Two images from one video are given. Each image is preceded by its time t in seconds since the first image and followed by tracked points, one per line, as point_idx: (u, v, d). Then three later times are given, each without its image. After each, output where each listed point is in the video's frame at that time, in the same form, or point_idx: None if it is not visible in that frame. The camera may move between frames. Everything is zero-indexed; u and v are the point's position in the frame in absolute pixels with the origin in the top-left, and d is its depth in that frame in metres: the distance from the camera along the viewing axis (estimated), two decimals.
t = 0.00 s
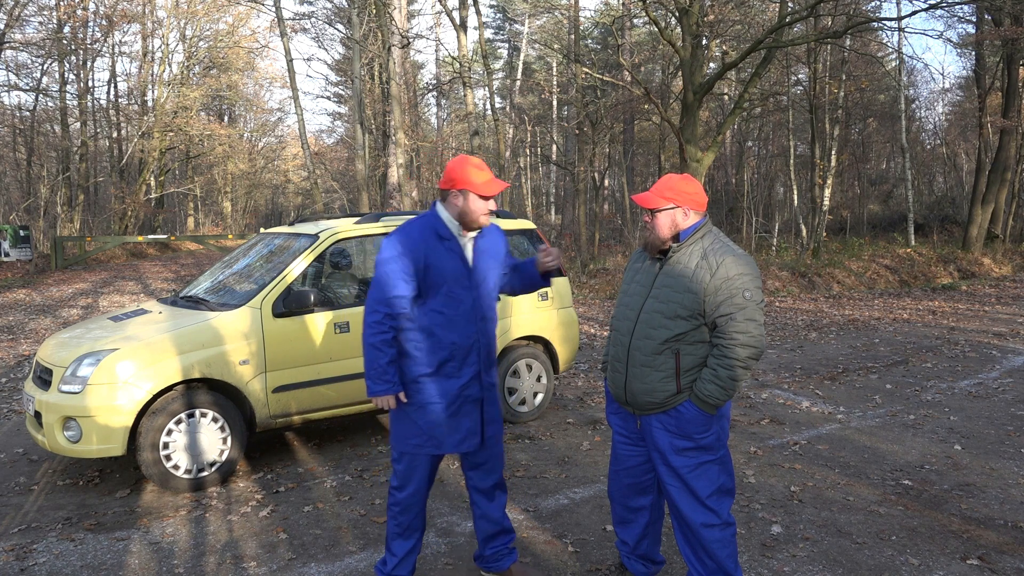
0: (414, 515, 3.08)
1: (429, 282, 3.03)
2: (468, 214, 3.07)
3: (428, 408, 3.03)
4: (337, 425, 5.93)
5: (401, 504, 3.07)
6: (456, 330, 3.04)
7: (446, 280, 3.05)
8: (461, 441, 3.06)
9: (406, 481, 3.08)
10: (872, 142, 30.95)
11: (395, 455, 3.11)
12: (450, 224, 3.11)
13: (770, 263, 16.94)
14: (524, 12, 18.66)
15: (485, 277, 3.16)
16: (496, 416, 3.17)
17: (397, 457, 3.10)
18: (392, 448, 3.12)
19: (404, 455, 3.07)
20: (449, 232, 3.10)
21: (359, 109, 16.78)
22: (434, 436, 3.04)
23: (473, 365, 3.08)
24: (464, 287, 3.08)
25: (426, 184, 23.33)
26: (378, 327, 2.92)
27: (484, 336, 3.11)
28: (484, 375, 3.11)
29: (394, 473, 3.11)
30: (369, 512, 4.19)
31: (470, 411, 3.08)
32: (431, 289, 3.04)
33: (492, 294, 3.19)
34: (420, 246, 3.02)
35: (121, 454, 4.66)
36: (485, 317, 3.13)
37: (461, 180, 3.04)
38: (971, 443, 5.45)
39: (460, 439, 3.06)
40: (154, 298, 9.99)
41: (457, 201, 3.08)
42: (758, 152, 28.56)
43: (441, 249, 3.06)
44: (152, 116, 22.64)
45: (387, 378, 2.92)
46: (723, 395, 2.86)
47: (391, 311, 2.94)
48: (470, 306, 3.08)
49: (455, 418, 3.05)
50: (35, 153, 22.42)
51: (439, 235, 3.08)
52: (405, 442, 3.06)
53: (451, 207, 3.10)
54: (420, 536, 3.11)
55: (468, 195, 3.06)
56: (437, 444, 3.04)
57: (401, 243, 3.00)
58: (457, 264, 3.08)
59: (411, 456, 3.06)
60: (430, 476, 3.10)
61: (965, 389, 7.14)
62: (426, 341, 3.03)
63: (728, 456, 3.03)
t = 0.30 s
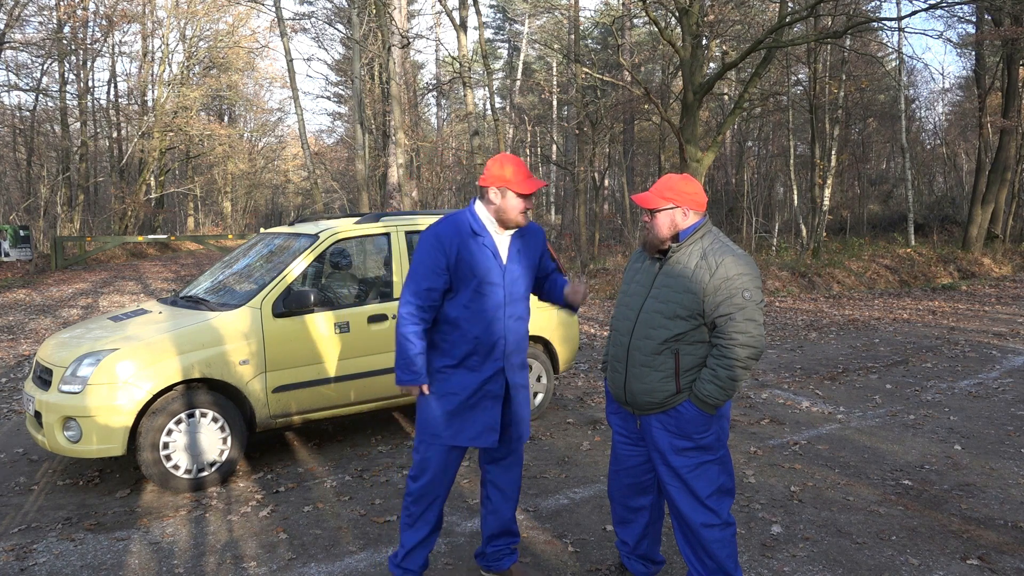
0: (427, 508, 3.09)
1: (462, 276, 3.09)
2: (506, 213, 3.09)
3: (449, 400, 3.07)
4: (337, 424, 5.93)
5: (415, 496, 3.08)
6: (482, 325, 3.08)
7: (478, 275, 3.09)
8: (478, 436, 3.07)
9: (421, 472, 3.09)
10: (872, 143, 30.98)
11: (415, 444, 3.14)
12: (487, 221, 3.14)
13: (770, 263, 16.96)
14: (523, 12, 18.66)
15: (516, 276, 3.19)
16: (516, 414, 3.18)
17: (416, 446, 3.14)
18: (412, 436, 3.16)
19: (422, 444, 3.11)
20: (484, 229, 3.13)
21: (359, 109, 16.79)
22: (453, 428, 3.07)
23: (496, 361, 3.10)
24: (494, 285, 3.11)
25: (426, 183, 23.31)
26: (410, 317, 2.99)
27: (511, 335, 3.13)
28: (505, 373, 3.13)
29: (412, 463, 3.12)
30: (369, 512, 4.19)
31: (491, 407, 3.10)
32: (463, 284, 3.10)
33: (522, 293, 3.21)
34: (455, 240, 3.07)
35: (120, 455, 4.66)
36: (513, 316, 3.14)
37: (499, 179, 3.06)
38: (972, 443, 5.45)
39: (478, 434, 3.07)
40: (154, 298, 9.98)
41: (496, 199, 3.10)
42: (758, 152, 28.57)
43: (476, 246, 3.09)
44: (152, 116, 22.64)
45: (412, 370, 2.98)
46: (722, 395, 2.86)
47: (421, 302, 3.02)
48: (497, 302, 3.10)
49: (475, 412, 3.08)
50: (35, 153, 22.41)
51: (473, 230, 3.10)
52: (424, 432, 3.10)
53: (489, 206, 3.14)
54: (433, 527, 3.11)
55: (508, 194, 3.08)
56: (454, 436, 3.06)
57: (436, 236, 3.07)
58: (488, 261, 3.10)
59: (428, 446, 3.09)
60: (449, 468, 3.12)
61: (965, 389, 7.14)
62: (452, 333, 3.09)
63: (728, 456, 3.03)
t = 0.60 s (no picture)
0: (452, 506, 3.12)
1: (468, 277, 3.10)
2: (515, 213, 3.09)
3: (455, 400, 3.08)
4: (337, 424, 5.93)
5: (440, 494, 3.13)
6: (486, 324, 3.08)
7: (484, 276, 3.09)
8: (487, 436, 3.08)
9: (439, 471, 3.13)
10: (872, 142, 30.99)
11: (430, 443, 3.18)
12: (497, 221, 3.15)
13: (770, 263, 16.96)
14: (523, 12, 18.64)
15: (523, 276, 3.17)
16: (524, 414, 3.17)
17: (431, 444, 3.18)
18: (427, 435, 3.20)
19: (436, 442, 3.14)
20: (492, 229, 3.13)
21: (359, 109, 16.78)
22: (460, 427, 3.08)
23: (501, 361, 3.09)
24: (498, 285, 3.10)
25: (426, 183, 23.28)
26: (417, 315, 3.05)
27: (514, 337, 3.12)
28: (510, 373, 3.11)
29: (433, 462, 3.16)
30: (369, 512, 4.19)
31: (496, 409, 3.09)
32: (470, 284, 3.11)
33: (528, 294, 3.19)
34: (461, 239, 3.09)
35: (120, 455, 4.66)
36: (517, 319, 3.13)
37: (507, 180, 3.06)
38: (971, 443, 5.45)
39: (488, 434, 3.08)
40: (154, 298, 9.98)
41: (506, 199, 3.10)
42: (758, 152, 28.57)
43: (482, 245, 3.10)
44: (152, 116, 22.63)
45: (418, 366, 3.06)
46: (723, 395, 2.86)
47: (428, 301, 3.05)
48: (501, 302, 3.10)
49: (479, 413, 3.08)
50: (35, 153, 22.40)
51: (480, 230, 3.11)
52: (435, 429, 3.14)
53: (500, 206, 3.14)
54: (463, 524, 3.15)
55: (518, 194, 3.07)
56: (463, 435, 3.08)
57: (443, 236, 3.09)
58: (493, 260, 3.10)
59: (442, 445, 3.12)
60: (464, 467, 3.15)
61: (965, 389, 7.14)
62: (456, 332, 3.10)
63: (728, 456, 3.03)
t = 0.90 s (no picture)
0: (449, 507, 3.12)
1: (460, 276, 3.10)
2: (504, 212, 3.09)
3: (451, 402, 3.08)
4: (338, 425, 5.93)
5: (438, 495, 3.13)
6: (480, 324, 3.08)
7: (476, 275, 3.09)
8: (484, 436, 3.09)
9: (437, 472, 3.14)
10: (872, 142, 30.99)
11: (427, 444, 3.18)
12: (486, 221, 3.15)
13: (770, 263, 16.96)
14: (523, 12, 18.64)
15: (514, 275, 3.17)
16: (520, 413, 3.17)
17: (427, 446, 3.18)
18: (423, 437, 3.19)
19: (433, 444, 3.14)
20: (482, 229, 3.13)
21: (359, 109, 16.79)
22: (458, 428, 3.08)
23: (495, 361, 3.10)
24: (491, 284, 3.10)
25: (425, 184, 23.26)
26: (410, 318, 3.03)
27: (508, 335, 3.12)
28: (505, 373, 3.12)
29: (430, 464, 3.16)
30: (369, 512, 4.19)
31: (493, 408, 3.09)
32: (461, 284, 3.11)
33: (520, 293, 3.19)
34: (451, 240, 3.08)
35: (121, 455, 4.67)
36: (510, 317, 3.14)
37: (497, 179, 3.06)
38: (971, 443, 5.44)
39: (484, 435, 3.08)
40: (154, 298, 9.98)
41: (494, 198, 3.10)
42: (758, 152, 28.56)
43: (473, 246, 3.10)
44: (152, 116, 22.63)
45: (413, 369, 3.04)
46: (722, 395, 2.86)
47: (422, 302, 3.05)
48: (495, 302, 3.10)
49: (476, 414, 3.08)
50: (35, 153, 22.40)
51: (471, 230, 3.11)
52: (432, 431, 3.13)
53: (489, 206, 3.14)
54: (461, 524, 3.15)
55: (506, 192, 3.07)
56: (461, 436, 3.08)
57: (434, 237, 3.08)
58: (485, 260, 3.11)
59: (439, 446, 3.12)
60: (462, 468, 3.15)
61: (965, 389, 7.14)
62: (451, 333, 3.09)
63: (728, 456, 3.03)
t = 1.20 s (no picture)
0: (447, 507, 3.12)
1: (450, 277, 3.09)
2: (491, 210, 3.09)
3: (449, 404, 3.07)
4: (337, 425, 5.92)
5: (436, 496, 3.12)
6: (474, 323, 3.08)
7: (466, 274, 3.09)
8: (483, 436, 3.08)
9: (435, 473, 3.12)
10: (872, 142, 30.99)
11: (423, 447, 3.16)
12: (473, 221, 3.15)
13: (770, 263, 16.97)
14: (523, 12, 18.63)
15: (505, 273, 3.17)
16: (518, 412, 3.17)
17: (425, 447, 3.16)
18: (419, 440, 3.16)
19: (430, 446, 3.12)
20: (471, 229, 3.13)
21: (359, 109, 16.78)
22: (455, 428, 3.07)
23: (491, 360, 3.10)
24: (482, 283, 3.10)
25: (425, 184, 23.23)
26: (403, 321, 3.01)
27: (502, 334, 3.12)
28: (501, 371, 3.12)
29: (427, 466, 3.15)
30: (369, 512, 4.19)
31: (490, 407, 3.10)
32: (451, 284, 3.10)
33: (512, 292, 3.20)
34: (440, 241, 3.08)
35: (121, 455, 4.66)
36: (503, 315, 3.14)
37: (484, 176, 3.05)
38: (972, 443, 5.44)
39: (482, 435, 3.08)
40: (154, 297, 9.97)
41: (481, 197, 3.10)
42: (758, 152, 28.55)
43: (463, 246, 3.10)
44: (152, 116, 22.63)
45: (409, 372, 3.02)
46: (723, 395, 2.86)
47: (414, 305, 3.03)
48: (488, 301, 3.10)
49: (473, 413, 3.08)
50: (35, 153, 22.39)
51: (461, 231, 3.11)
52: (429, 434, 3.10)
53: (475, 205, 3.14)
54: (460, 524, 3.15)
55: (492, 190, 3.07)
56: (459, 436, 3.07)
57: (423, 238, 3.07)
58: (477, 259, 3.10)
59: (436, 448, 3.10)
60: (461, 468, 3.14)
61: (965, 389, 7.14)
62: (445, 335, 3.09)
63: (728, 456, 3.02)
